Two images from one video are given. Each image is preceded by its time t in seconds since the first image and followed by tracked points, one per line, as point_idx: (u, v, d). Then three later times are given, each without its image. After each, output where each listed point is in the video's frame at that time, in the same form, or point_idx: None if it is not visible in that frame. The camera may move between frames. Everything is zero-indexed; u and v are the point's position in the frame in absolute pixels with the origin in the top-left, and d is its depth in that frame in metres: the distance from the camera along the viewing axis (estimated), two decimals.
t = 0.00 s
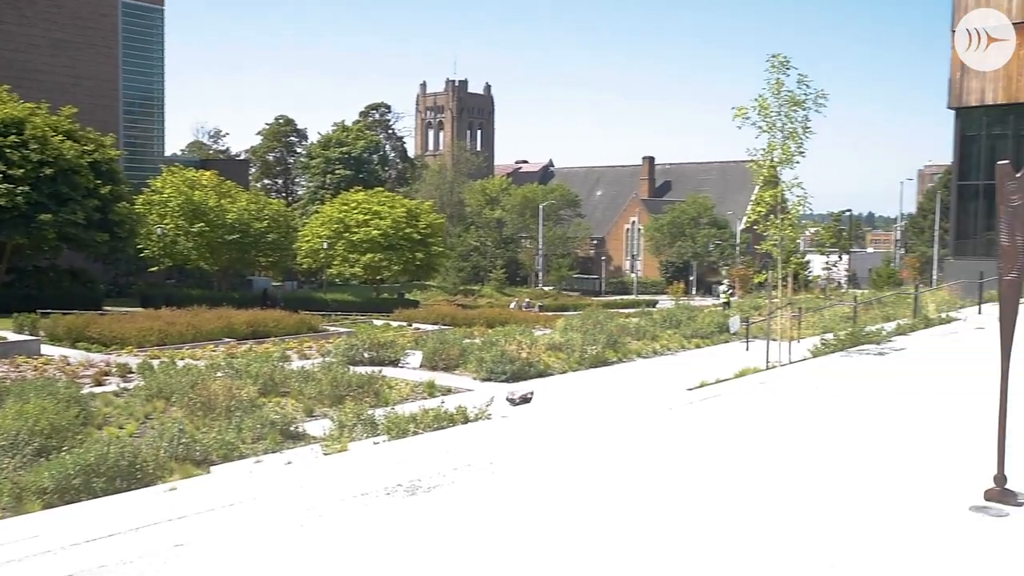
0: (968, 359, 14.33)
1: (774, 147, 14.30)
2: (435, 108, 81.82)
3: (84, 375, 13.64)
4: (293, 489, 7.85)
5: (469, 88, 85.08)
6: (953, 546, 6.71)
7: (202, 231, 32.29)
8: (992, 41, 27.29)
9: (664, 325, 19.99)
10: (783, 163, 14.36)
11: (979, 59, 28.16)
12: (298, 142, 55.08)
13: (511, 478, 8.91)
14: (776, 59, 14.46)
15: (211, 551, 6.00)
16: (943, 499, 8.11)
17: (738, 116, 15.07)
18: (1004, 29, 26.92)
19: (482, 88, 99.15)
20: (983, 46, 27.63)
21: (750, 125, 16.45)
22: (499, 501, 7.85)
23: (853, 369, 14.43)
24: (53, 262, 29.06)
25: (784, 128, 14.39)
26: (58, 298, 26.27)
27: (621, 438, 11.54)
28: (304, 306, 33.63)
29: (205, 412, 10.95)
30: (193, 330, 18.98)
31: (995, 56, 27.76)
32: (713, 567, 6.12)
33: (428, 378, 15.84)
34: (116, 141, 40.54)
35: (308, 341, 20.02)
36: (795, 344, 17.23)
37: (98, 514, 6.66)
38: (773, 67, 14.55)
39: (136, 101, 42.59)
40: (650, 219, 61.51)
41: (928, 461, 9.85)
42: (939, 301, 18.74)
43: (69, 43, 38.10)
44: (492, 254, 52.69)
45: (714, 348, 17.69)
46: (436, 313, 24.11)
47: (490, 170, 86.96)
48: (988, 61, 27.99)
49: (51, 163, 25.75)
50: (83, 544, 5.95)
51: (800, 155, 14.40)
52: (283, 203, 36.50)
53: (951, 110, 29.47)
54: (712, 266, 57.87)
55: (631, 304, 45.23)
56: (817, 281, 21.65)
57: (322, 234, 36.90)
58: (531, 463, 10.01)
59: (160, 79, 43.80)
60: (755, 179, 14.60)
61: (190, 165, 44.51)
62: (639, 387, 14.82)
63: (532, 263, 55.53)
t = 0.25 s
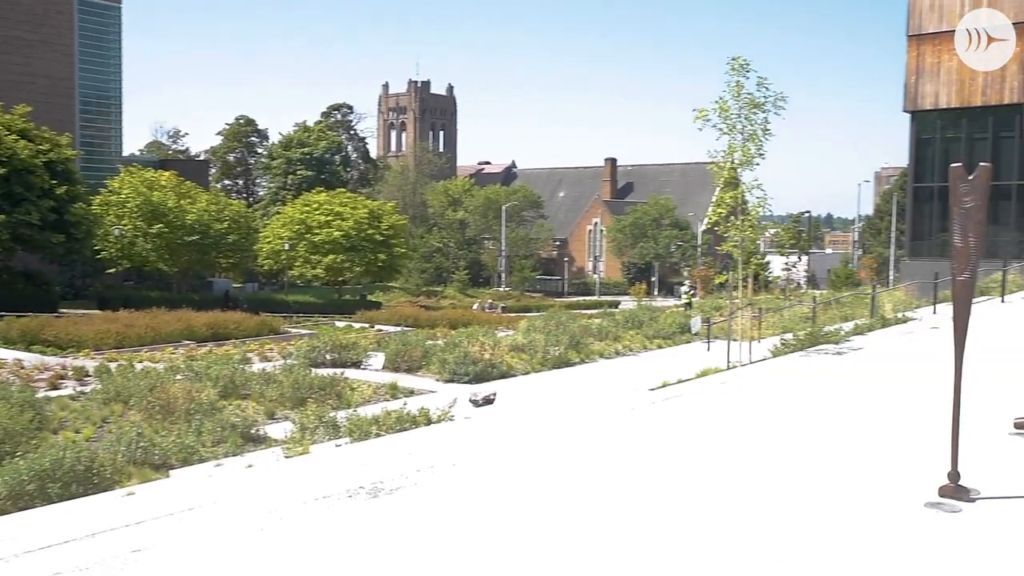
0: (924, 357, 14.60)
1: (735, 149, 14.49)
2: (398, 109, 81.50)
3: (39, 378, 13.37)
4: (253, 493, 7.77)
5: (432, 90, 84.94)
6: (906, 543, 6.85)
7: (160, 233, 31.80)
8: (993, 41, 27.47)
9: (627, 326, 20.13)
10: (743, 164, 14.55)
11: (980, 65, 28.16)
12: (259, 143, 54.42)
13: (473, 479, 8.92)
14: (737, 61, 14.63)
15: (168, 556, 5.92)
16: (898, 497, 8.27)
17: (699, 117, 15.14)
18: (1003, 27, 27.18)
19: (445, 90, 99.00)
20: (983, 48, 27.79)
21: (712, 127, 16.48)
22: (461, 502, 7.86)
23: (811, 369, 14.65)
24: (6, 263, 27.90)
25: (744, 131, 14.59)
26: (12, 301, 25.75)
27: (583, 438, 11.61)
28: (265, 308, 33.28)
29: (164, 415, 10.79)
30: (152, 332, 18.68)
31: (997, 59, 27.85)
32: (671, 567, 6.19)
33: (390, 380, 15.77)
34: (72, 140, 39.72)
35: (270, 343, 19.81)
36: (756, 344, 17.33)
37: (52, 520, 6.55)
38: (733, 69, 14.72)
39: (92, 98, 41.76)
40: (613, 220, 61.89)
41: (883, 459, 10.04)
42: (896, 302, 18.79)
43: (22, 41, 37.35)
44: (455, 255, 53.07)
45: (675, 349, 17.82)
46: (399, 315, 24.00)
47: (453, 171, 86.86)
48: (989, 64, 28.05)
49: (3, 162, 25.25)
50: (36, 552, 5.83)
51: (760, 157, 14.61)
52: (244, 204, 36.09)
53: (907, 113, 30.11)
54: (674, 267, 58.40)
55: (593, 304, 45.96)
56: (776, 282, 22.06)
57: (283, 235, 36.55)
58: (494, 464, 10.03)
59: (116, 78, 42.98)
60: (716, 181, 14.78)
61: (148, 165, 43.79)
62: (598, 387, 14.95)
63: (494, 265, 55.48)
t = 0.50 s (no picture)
0: (877, 356, 14.88)
1: (693, 151, 14.66)
2: (358, 109, 80.98)
3: None
4: (210, 497, 7.67)
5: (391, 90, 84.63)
6: (858, 538, 7.03)
7: (115, 234, 31.16)
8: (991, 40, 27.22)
9: (587, 327, 20.24)
10: (701, 166, 14.72)
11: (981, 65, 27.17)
12: (216, 143, 53.69)
13: (434, 480, 8.92)
14: (695, 64, 14.79)
15: (124, 562, 5.83)
16: (851, 494, 8.44)
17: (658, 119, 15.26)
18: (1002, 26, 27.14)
19: (405, 91, 98.76)
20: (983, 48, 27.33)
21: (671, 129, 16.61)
22: (421, 504, 7.85)
23: (767, 368, 14.86)
24: None
25: (702, 132, 14.75)
26: None
27: (544, 439, 11.67)
28: (223, 310, 32.87)
29: (119, 419, 10.60)
30: (107, 335, 18.32)
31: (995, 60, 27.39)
32: (631, 566, 6.25)
33: (350, 382, 15.67)
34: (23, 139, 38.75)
35: (228, 345, 19.55)
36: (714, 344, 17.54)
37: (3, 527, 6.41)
38: (691, 71, 14.89)
39: (45, 98, 40.70)
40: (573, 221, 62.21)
41: (838, 457, 10.24)
42: (851, 302, 19.13)
43: None
44: (416, 256, 52.56)
45: (634, 349, 17.94)
46: (359, 316, 23.86)
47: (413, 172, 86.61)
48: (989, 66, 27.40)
49: None
50: None
51: (718, 159, 14.78)
52: (200, 204, 35.59)
53: (861, 117, 30.82)
54: (634, 268, 58.88)
55: (554, 305, 46.51)
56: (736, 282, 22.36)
57: (241, 237, 36.10)
58: (455, 465, 10.05)
59: (69, 76, 41.93)
60: (674, 183, 14.92)
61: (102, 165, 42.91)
62: (555, 388, 15.06)
63: (455, 266, 55.37)
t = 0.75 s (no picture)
0: (833, 355, 15.15)
1: (652, 153, 14.80)
2: (317, 109, 80.33)
3: None
4: (166, 503, 7.53)
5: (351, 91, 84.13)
6: (813, 536, 7.16)
7: (69, 235, 30.33)
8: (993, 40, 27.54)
9: (547, 327, 20.30)
10: (660, 168, 14.86)
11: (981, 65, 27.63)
12: (173, 143, 52.82)
13: (394, 482, 8.90)
14: (653, 66, 14.90)
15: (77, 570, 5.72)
16: (807, 492, 8.60)
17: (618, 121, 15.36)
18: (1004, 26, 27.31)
19: (364, 91, 98.24)
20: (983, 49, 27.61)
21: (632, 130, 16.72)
22: (382, 507, 7.82)
23: (725, 368, 15.03)
24: None
25: (661, 134, 14.86)
26: None
27: (504, 440, 11.70)
28: (181, 312, 32.39)
29: (72, 424, 10.39)
30: (60, 338, 17.96)
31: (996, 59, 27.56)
32: (578, 567, 6.26)
33: (309, 385, 15.54)
34: None
35: (185, 348, 19.27)
36: (673, 345, 17.71)
37: None
38: (651, 74, 14.97)
39: None
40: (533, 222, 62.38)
41: (794, 456, 10.41)
42: (808, 302, 19.41)
43: None
44: (376, 257, 52.52)
45: (595, 350, 18.05)
46: (319, 318, 23.67)
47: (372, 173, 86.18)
48: (989, 66, 27.79)
49: None
50: None
51: (677, 161, 14.92)
52: (156, 205, 35.05)
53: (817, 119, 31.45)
54: (594, 269, 59.20)
55: (516, 306, 46.39)
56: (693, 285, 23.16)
57: (198, 238, 35.57)
58: (416, 467, 10.03)
59: (20, 74, 41.01)
60: (634, 184, 15.03)
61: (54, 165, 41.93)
62: (514, 389, 15.10)
63: (415, 267, 55.14)
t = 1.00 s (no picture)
0: (790, 354, 15.41)
1: (612, 154, 14.88)
2: (274, 110, 79.52)
3: None
4: (119, 508, 7.40)
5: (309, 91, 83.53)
6: (769, 534, 7.28)
7: (22, 236, 29.42)
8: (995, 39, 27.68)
9: (508, 329, 20.34)
10: (620, 169, 14.96)
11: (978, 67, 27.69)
12: (128, 143, 51.92)
13: (354, 485, 8.86)
14: (613, 68, 14.97)
15: None
16: (764, 490, 8.75)
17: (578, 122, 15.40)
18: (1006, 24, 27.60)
19: (323, 91, 97.55)
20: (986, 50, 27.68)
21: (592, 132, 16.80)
22: (342, 510, 7.77)
23: (683, 368, 15.19)
24: None
25: (621, 136, 14.93)
26: None
27: (465, 441, 11.71)
28: (136, 314, 31.85)
29: (23, 428, 10.16)
30: (11, 341, 17.61)
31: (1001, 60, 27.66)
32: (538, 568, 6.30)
33: (268, 387, 15.38)
34: None
35: (141, 350, 18.96)
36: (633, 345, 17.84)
37: None
38: (611, 76, 14.99)
39: None
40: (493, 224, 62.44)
41: (751, 455, 10.58)
42: (767, 304, 19.64)
43: None
44: (336, 258, 53.51)
45: (555, 351, 18.14)
46: (277, 320, 23.44)
47: (330, 174, 85.60)
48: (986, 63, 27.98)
49: None
50: None
51: (637, 163, 14.98)
52: (110, 206, 34.44)
53: (774, 123, 31.90)
54: (554, 270, 59.41)
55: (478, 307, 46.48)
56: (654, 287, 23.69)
57: (155, 240, 35.00)
58: (376, 469, 9.99)
59: None
60: (594, 186, 15.11)
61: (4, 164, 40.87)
62: (475, 391, 15.12)
63: (376, 268, 54.81)
